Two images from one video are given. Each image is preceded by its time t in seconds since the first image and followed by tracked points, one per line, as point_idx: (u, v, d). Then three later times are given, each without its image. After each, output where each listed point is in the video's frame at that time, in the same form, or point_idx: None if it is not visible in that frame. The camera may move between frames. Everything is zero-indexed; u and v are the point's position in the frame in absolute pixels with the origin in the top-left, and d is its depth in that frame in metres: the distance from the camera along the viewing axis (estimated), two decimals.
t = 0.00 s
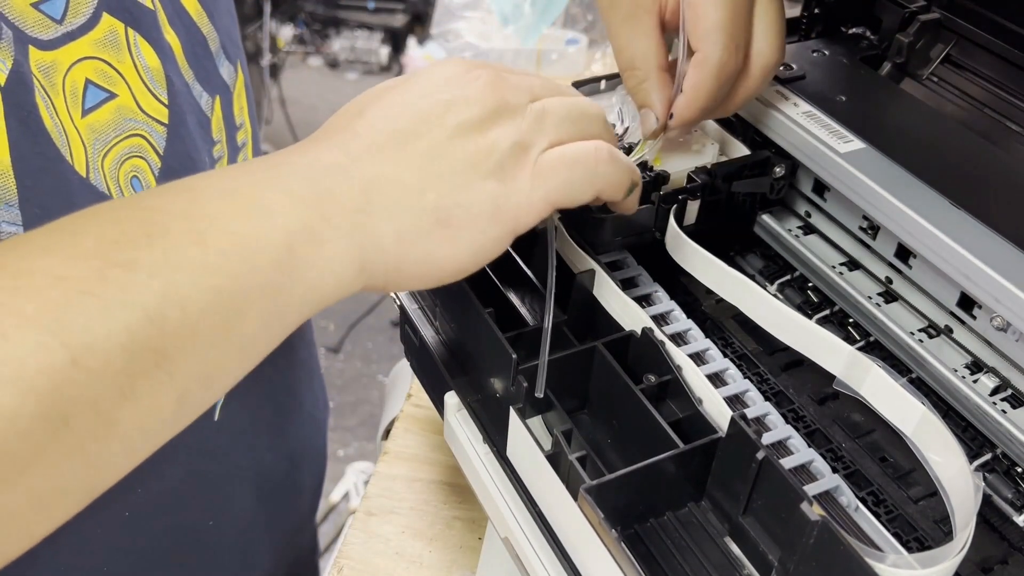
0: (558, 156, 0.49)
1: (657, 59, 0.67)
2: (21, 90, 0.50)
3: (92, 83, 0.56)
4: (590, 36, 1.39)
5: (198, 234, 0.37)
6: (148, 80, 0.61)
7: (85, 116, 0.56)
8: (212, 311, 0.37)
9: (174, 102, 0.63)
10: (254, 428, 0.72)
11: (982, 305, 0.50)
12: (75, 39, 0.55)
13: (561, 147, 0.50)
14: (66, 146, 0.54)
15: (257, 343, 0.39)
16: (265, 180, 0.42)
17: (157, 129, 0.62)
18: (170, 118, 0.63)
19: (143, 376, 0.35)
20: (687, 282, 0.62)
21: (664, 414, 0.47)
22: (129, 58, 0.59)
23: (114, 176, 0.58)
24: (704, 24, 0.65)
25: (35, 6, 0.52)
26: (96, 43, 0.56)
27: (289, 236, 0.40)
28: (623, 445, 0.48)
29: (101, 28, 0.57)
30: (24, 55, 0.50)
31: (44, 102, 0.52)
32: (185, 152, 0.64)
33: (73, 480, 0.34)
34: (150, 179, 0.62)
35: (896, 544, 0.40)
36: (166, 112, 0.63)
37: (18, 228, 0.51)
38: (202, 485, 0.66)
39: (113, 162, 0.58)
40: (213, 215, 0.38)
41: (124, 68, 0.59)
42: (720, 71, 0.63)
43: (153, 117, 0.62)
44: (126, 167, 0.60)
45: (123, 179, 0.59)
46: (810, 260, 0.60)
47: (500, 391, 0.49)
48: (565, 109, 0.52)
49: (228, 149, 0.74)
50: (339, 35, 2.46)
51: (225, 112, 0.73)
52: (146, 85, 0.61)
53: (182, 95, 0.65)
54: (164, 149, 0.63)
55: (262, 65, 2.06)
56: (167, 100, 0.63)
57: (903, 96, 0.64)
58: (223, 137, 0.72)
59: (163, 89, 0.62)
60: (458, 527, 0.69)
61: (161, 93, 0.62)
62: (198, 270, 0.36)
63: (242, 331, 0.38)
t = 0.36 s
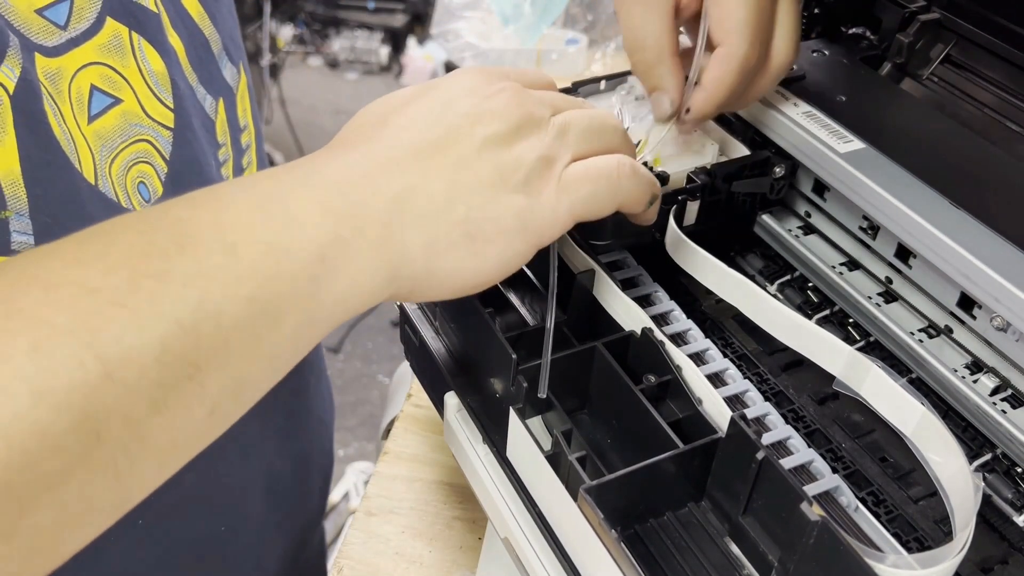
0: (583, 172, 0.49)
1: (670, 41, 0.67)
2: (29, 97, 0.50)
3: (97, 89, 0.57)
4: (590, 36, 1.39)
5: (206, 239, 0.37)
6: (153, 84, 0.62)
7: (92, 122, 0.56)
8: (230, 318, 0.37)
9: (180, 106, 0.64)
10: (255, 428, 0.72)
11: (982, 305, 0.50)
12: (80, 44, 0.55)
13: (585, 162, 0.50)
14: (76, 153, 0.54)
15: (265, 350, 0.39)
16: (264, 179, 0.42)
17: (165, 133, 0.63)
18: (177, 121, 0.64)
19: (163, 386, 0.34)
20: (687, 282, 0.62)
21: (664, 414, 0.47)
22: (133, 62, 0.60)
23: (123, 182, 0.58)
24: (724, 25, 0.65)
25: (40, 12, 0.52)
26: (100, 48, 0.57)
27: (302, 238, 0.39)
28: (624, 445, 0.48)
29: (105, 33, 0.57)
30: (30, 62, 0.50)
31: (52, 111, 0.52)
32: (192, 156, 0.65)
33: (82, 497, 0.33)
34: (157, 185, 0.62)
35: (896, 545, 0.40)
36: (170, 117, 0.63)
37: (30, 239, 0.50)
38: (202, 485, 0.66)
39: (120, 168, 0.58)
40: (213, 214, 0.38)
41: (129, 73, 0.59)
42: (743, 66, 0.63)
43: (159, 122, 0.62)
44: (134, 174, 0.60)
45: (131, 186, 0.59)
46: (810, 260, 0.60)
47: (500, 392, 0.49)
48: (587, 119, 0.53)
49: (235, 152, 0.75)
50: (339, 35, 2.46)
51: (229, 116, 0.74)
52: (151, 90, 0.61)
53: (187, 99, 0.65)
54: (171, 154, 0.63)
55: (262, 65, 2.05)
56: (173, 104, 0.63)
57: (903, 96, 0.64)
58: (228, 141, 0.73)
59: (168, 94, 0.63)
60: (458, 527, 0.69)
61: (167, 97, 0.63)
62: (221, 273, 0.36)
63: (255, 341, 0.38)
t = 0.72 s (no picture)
0: (604, 178, 0.50)
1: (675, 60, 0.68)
2: (29, 104, 0.51)
3: (102, 92, 0.58)
4: (590, 36, 1.41)
5: (207, 236, 0.37)
6: (159, 86, 0.63)
7: (96, 126, 0.58)
8: (245, 328, 0.36)
9: (187, 108, 0.66)
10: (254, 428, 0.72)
11: (982, 304, 0.50)
12: (83, 48, 0.57)
13: (606, 167, 0.50)
14: (75, 160, 0.55)
15: (294, 365, 0.38)
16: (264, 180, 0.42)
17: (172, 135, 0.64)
18: (185, 123, 0.66)
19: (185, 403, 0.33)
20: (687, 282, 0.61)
21: (664, 414, 0.47)
22: (138, 64, 0.61)
23: (125, 188, 0.60)
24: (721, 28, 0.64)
25: (42, 16, 0.53)
26: (105, 50, 0.58)
27: (309, 240, 0.39)
28: (623, 445, 0.48)
29: (110, 35, 0.59)
30: (30, 69, 0.52)
31: (52, 117, 0.53)
32: (197, 157, 0.67)
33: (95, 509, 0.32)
34: (163, 187, 0.64)
35: (896, 545, 0.40)
36: (179, 118, 0.65)
37: (30, 249, 0.52)
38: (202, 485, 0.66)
39: (123, 173, 0.60)
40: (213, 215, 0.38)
41: (134, 74, 0.61)
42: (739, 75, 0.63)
43: (165, 123, 0.64)
44: (139, 177, 0.61)
45: (134, 191, 0.61)
46: (810, 260, 0.60)
47: (499, 392, 0.49)
48: (607, 125, 0.53)
49: (239, 152, 0.77)
50: (339, 35, 2.46)
51: (235, 115, 0.75)
52: (158, 91, 0.63)
53: (194, 101, 0.67)
54: (179, 155, 0.65)
55: (262, 65, 2.05)
56: (179, 105, 0.65)
57: (903, 95, 0.64)
58: (234, 141, 0.75)
59: (175, 95, 0.65)
60: (458, 527, 0.69)
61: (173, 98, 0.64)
62: (222, 269, 0.36)
63: (280, 354, 0.37)
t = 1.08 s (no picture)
0: (626, 174, 0.50)
1: (680, 25, 0.67)
2: (31, 108, 0.51)
3: (105, 95, 0.58)
4: (590, 36, 1.41)
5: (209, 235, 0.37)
6: (163, 87, 0.63)
7: (98, 129, 0.58)
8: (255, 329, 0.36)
9: (190, 109, 0.65)
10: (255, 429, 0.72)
11: (982, 304, 0.50)
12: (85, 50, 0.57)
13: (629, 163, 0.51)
14: (77, 164, 0.55)
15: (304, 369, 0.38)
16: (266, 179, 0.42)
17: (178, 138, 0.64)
18: (189, 125, 0.65)
19: (204, 409, 0.33)
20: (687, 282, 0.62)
21: (664, 413, 0.47)
22: (141, 65, 0.61)
23: (128, 192, 0.60)
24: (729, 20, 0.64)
25: (42, 19, 0.53)
26: (106, 52, 0.58)
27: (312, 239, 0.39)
28: (623, 445, 0.48)
29: (112, 37, 0.59)
30: (33, 73, 0.52)
31: (54, 122, 0.54)
32: (201, 158, 0.66)
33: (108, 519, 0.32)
34: (168, 190, 0.64)
35: (897, 544, 0.40)
36: (181, 119, 0.65)
37: (33, 254, 0.53)
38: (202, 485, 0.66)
39: (126, 176, 0.60)
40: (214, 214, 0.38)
41: (137, 76, 0.61)
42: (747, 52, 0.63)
43: (170, 125, 0.64)
44: (143, 180, 0.61)
45: (138, 193, 0.61)
46: (810, 260, 0.60)
47: (500, 391, 0.49)
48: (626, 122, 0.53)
49: (243, 153, 0.77)
50: (339, 36, 2.46)
51: (239, 115, 0.75)
52: (161, 93, 0.63)
53: (196, 100, 0.66)
54: (183, 158, 0.65)
55: (262, 65, 2.05)
56: (182, 107, 0.65)
57: (902, 95, 0.64)
58: (238, 142, 0.75)
59: (178, 96, 0.64)
60: (458, 527, 0.69)
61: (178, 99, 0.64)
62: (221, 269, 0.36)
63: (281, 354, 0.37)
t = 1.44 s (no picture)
0: (628, 175, 0.50)
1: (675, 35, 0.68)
2: (29, 116, 0.52)
3: (102, 99, 0.59)
4: (589, 36, 1.41)
5: (208, 236, 0.37)
6: (162, 88, 0.63)
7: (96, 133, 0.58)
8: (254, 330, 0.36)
9: (190, 110, 0.65)
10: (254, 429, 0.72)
11: (982, 304, 0.50)
12: (83, 54, 0.57)
13: (631, 163, 0.51)
14: (72, 170, 0.56)
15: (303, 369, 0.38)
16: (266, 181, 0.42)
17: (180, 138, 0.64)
18: (189, 125, 0.65)
19: (205, 409, 0.33)
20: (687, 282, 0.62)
21: (664, 413, 0.47)
22: (139, 68, 0.61)
23: (127, 196, 0.61)
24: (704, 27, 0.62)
25: (41, 24, 0.54)
26: (105, 56, 0.59)
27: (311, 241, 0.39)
28: (623, 445, 0.48)
29: (110, 40, 0.59)
30: (30, 79, 0.52)
31: (51, 129, 0.54)
32: (202, 159, 0.66)
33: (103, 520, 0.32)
34: (168, 191, 0.64)
35: (896, 544, 0.40)
36: (182, 121, 0.64)
37: (30, 261, 0.53)
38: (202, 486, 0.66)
39: (124, 180, 0.60)
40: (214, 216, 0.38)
41: (135, 79, 0.61)
42: (728, 59, 0.62)
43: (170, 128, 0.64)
44: (143, 183, 0.62)
45: (138, 197, 0.62)
46: (810, 260, 0.60)
47: (499, 391, 0.49)
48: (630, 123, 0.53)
49: (244, 154, 0.77)
50: (339, 35, 2.46)
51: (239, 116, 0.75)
52: (160, 96, 0.63)
53: (196, 101, 0.66)
54: (183, 159, 0.65)
55: (262, 65, 2.05)
56: (182, 108, 0.64)
57: (902, 95, 0.64)
58: (238, 143, 0.75)
59: (179, 98, 0.64)
60: (459, 527, 0.69)
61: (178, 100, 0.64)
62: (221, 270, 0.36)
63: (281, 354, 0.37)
